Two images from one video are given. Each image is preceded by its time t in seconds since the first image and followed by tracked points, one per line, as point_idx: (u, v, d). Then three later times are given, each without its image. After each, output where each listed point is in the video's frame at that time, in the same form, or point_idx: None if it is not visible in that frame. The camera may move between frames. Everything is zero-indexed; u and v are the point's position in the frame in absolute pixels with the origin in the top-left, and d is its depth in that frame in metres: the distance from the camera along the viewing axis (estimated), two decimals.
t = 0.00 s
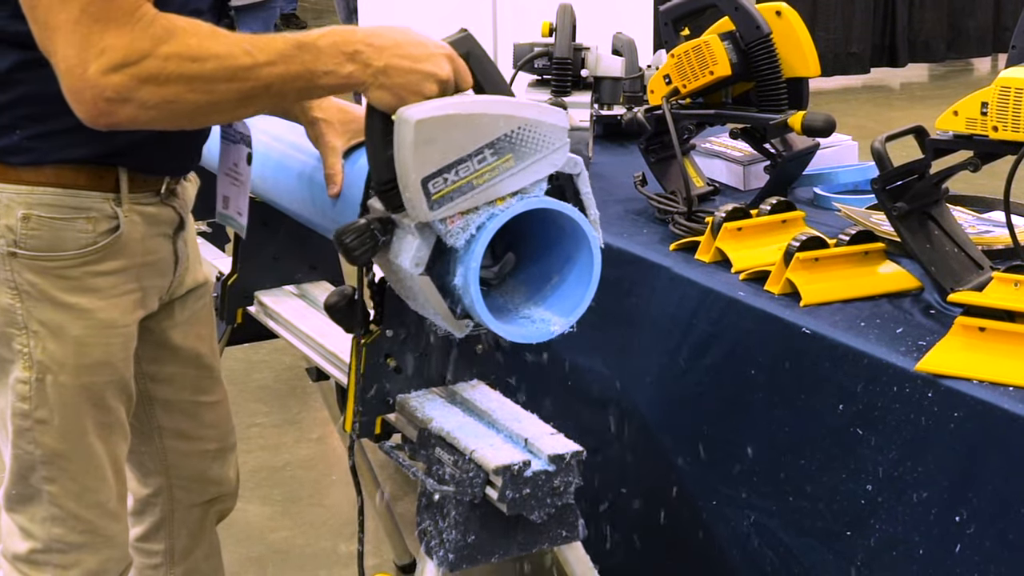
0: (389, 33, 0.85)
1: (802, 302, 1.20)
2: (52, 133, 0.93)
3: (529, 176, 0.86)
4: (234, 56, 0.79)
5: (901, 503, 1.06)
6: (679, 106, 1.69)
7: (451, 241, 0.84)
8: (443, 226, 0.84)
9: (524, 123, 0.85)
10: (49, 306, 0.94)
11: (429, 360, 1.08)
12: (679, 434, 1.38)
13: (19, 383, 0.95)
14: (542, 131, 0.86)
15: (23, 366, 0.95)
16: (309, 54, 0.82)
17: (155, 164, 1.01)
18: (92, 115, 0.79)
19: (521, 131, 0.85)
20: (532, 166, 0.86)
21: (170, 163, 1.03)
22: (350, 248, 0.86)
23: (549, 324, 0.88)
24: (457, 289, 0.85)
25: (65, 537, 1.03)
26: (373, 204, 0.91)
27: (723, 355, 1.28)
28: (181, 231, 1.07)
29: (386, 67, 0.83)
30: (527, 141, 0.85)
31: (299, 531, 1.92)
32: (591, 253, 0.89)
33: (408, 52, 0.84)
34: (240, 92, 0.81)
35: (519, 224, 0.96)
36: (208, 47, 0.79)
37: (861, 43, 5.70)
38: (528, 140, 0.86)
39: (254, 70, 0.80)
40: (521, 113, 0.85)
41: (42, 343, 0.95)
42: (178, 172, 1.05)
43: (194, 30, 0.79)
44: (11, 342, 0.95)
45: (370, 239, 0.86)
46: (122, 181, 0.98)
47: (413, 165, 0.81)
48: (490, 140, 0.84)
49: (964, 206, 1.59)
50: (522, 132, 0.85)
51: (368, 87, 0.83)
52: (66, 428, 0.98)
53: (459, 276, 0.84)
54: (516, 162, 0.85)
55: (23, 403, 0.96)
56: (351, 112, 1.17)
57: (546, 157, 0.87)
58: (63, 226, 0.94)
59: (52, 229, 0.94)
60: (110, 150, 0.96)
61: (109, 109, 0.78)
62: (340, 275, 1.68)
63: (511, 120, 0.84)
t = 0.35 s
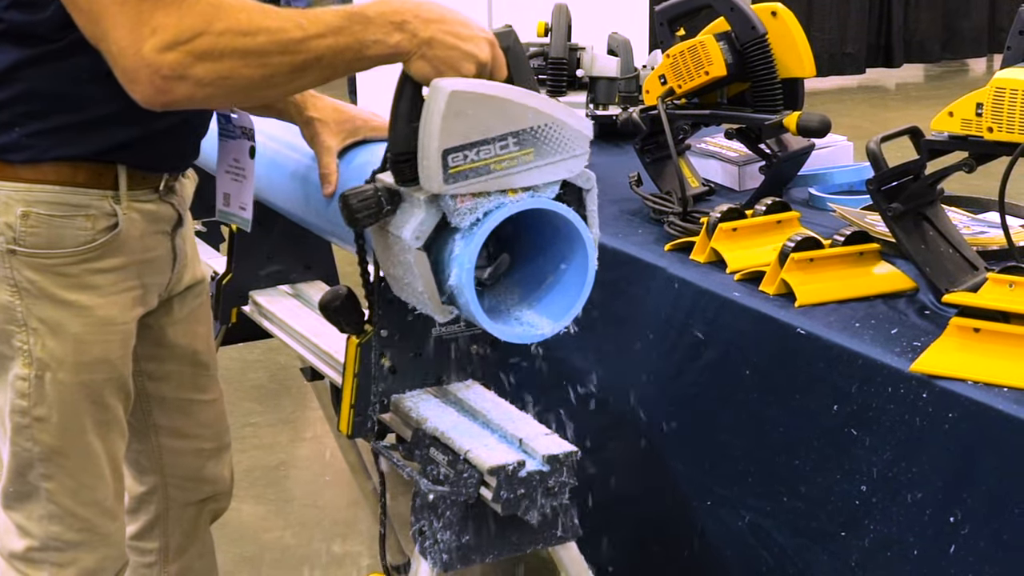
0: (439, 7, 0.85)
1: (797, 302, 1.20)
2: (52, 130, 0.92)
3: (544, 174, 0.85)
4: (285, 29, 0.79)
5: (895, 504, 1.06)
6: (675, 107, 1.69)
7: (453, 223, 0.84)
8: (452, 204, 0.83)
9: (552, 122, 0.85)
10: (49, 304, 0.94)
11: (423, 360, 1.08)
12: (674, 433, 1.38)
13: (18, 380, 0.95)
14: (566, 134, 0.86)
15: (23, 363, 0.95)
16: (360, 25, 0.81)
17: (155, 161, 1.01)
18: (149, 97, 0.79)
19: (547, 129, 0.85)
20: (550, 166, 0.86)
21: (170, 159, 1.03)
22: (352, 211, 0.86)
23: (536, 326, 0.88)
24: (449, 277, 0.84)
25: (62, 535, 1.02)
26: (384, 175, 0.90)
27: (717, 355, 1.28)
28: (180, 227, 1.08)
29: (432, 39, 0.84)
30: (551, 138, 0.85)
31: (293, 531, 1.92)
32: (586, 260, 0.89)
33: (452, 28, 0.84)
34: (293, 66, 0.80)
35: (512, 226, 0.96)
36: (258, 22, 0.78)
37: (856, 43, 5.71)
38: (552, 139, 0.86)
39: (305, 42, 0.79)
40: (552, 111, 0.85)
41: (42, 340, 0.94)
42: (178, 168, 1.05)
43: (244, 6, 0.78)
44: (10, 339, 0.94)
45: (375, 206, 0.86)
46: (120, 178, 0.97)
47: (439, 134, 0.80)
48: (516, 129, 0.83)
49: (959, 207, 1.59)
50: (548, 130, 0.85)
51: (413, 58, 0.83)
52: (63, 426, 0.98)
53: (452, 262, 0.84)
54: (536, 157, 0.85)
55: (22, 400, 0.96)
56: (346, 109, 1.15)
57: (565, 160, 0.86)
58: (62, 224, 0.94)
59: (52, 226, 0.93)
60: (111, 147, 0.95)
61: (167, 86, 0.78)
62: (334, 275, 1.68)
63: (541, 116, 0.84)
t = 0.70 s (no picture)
0: None
1: (795, 304, 1.20)
2: (54, 127, 0.92)
3: (566, 180, 0.85)
4: None
5: (893, 506, 1.06)
6: (673, 108, 1.69)
7: (467, 202, 0.84)
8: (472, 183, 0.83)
9: (586, 132, 0.85)
10: (54, 298, 0.94)
11: (422, 360, 1.07)
12: (671, 435, 1.38)
13: (24, 372, 0.95)
14: (598, 148, 0.86)
15: (28, 356, 0.95)
16: None
17: (160, 158, 1.00)
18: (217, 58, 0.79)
19: (581, 138, 0.85)
20: (572, 173, 0.86)
21: (176, 156, 1.02)
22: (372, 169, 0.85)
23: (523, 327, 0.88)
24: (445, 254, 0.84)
25: (62, 530, 1.02)
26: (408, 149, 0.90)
27: (715, 356, 1.28)
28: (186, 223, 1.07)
29: (495, 24, 0.82)
30: (584, 147, 0.85)
31: (291, 531, 1.91)
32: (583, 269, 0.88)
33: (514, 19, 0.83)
34: (364, 36, 0.78)
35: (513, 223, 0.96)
36: None
37: (855, 44, 5.70)
38: (583, 148, 0.86)
39: (375, 12, 0.77)
40: (593, 122, 0.85)
41: (47, 334, 0.95)
42: (184, 166, 1.04)
43: None
44: (17, 334, 0.95)
45: (394, 170, 0.85)
46: (124, 174, 0.97)
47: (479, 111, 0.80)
48: (553, 128, 0.83)
49: (958, 208, 1.59)
50: (582, 139, 0.85)
51: (471, 38, 0.81)
52: (64, 421, 0.98)
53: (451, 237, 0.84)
54: (563, 161, 0.85)
55: (25, 393, 0.96)
56: (343, 108, 1.14)
57: (590, 174, 0.86)
58: (67, 219, 0.94)
59: (57, 222, 0.94)
60: (116, 144, 0.95)
61: (239, 47, 0.78)
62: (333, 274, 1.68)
63: (580, 123, 0.84)
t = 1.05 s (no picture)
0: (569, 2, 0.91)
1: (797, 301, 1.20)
2: (72, 115, 0.91)
3: (589, 190, 0.87)
4: None
5: (895, 503, 1.06)
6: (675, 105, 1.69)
7: (490, 182, 0.85)
8: (501, 165, 0.84)
9: (617, 150, 0.88)
10: (73, 290, 0.95)
11: (423, 358, 1.07)
12: (673, 432, 1.38)
13: (45, 363, 0.96)
14: (625, 171, 0.89)
15: (51, 348, 0.96)
16: None
17: (176, 152, 0.98)
18: None
19: (612, 154, 0.88)
20: (597, 186, 0.88)
21: (194, 151, 1.00)
22: (403, 132, 0.85)
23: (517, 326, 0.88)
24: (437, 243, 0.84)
25: (77, 523, 1.03)
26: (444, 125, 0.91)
27: (716, 354, 1.28)
28: (205, 217, 1.06)
29: (558, 24, 0.88)
30: (613, 164, 0.88)
31: (294, 528, 1.92)
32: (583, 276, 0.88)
33: (576, 27, 0.90)
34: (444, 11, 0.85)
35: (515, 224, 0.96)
36: None
37: (857, 43, 5.70)
38: (611, 166, 0.88)
39: None
40: (626, 143, 0.88)
41: (67, 326, 0.96)
42: (203, 160, 1.02)
43: None
44: (38, 326, 0.96)
45: (426, 137, 0.86)
46: (144, 168, 0.97)
47: (529, 98, 0.82)
48: (590, 135, 0.86)
49: (960, 206, 1.59)
50: (613, 156, 0.88)
51: (535, 31, 0.88)
52: (83, 412, 0.99)
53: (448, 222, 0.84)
54: (590, 172, 0.87)
55: (46, 384, 0.97)
56: (347, 106, 1.15)
57: (613, 193, 0.89)
58: (86, 213, 0.94)
59: (76, 215, 0.94)
60: (129, 136, 0.93)
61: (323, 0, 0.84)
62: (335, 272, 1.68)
63: (615, 138, 0.87)
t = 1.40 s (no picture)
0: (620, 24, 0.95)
1: (798, 300, 1.20)
2: (99, 106, 0.92)
3: (603, 207, 0.89)
4: None
5: (895, 501, 1.06)
6: (676, 103, 1.69)
7: (513, 173, 0.86)
8: (527, 158, 0.85)
9: (637, 179, 0.90)
10: (95, 284, 0.96)
11: (424, 356, 1.07)
12: (674, 430, 1.38)
13: (63, 357, 0.97)
14: (639, 201, 0.91)
15: (68, 341, 0.97)
16: None
17: (195, 147, 0.98)
18: None
19: (631, 180, 0.90)
20: (611, 206, 0.89)
21: (213, 147, 1.00)
22: (439, 107, 0.87)
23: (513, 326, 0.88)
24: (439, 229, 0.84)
25: (89, 517, 1.03)
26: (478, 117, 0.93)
27: (716, 353, 1.28)
28: (219, 212, 1.07)
29: (610, 43, 0.92)
30: (632, 190, 0.90)
31: (295, 527, 1.92)
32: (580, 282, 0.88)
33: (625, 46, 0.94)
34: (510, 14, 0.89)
35: (516, 224, 0.96)
36: None
37: (857, 41, 5.70)
38: (628, 190, 0.90)
39: None
40: (649, 175, 0.90)
41: (87, 319, 0.96)
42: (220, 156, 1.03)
43: None
44: (56, 319, 0.97)
45: (458, 115, 0.87)
46: (166, 164, 0.97)
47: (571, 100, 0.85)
48: (617, 152, 0.88)
49: (960, 204, 1.59)
50: (631, 181, 0.90)
51: (587, 47, 0.92)
52: (98, 404, 0.99)
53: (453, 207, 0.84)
54: (608, 190, 0.89)
55: (64, 376, 0.97)
56: (348, 102, 1.14)
57: (624, 218, 0.90)
58: (110, 207, 0.95)
59: (99, 210, 0.95)
60: (155, 127, 0.94)
61: None
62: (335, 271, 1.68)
63: (638, 164, 0.90)
